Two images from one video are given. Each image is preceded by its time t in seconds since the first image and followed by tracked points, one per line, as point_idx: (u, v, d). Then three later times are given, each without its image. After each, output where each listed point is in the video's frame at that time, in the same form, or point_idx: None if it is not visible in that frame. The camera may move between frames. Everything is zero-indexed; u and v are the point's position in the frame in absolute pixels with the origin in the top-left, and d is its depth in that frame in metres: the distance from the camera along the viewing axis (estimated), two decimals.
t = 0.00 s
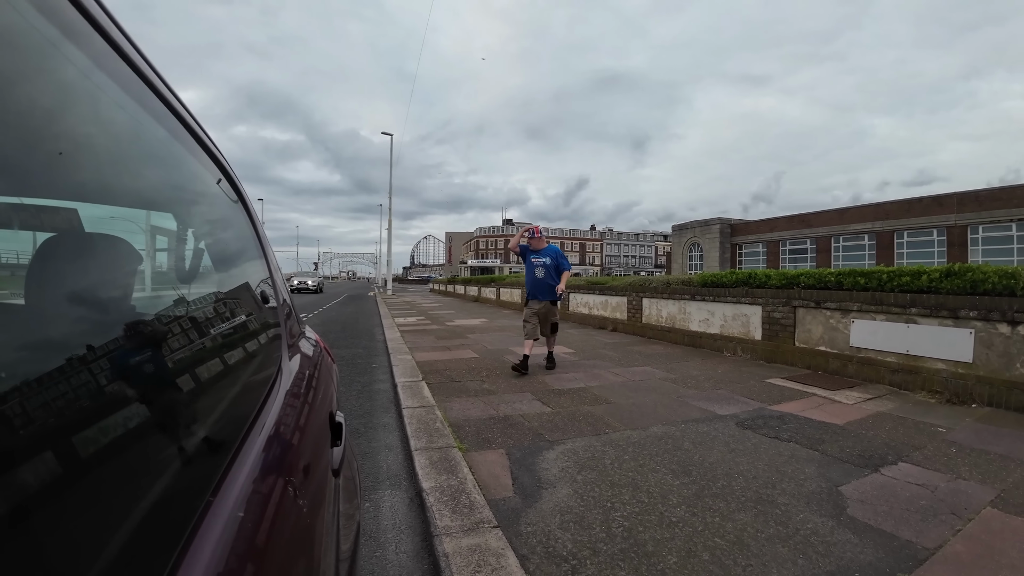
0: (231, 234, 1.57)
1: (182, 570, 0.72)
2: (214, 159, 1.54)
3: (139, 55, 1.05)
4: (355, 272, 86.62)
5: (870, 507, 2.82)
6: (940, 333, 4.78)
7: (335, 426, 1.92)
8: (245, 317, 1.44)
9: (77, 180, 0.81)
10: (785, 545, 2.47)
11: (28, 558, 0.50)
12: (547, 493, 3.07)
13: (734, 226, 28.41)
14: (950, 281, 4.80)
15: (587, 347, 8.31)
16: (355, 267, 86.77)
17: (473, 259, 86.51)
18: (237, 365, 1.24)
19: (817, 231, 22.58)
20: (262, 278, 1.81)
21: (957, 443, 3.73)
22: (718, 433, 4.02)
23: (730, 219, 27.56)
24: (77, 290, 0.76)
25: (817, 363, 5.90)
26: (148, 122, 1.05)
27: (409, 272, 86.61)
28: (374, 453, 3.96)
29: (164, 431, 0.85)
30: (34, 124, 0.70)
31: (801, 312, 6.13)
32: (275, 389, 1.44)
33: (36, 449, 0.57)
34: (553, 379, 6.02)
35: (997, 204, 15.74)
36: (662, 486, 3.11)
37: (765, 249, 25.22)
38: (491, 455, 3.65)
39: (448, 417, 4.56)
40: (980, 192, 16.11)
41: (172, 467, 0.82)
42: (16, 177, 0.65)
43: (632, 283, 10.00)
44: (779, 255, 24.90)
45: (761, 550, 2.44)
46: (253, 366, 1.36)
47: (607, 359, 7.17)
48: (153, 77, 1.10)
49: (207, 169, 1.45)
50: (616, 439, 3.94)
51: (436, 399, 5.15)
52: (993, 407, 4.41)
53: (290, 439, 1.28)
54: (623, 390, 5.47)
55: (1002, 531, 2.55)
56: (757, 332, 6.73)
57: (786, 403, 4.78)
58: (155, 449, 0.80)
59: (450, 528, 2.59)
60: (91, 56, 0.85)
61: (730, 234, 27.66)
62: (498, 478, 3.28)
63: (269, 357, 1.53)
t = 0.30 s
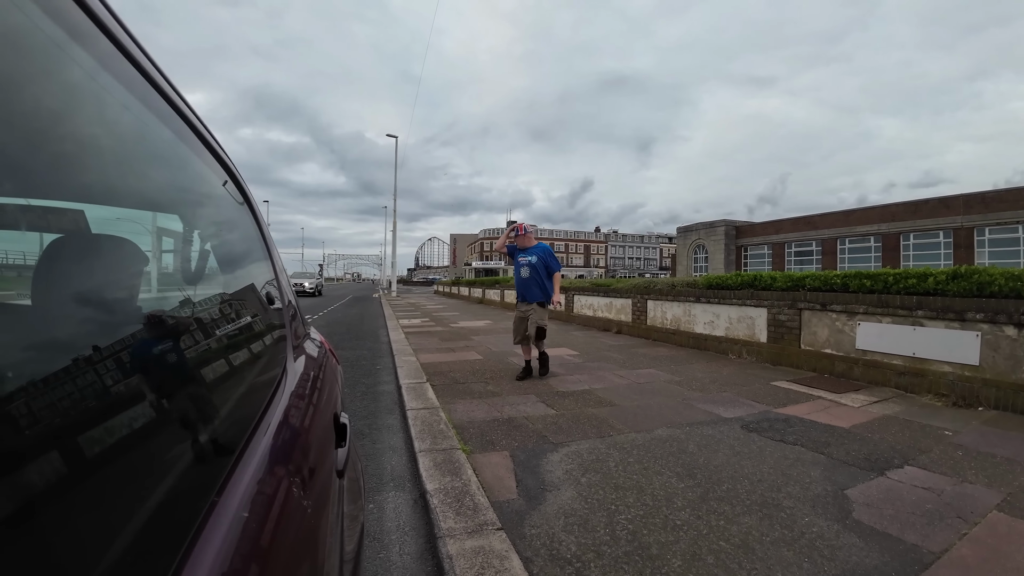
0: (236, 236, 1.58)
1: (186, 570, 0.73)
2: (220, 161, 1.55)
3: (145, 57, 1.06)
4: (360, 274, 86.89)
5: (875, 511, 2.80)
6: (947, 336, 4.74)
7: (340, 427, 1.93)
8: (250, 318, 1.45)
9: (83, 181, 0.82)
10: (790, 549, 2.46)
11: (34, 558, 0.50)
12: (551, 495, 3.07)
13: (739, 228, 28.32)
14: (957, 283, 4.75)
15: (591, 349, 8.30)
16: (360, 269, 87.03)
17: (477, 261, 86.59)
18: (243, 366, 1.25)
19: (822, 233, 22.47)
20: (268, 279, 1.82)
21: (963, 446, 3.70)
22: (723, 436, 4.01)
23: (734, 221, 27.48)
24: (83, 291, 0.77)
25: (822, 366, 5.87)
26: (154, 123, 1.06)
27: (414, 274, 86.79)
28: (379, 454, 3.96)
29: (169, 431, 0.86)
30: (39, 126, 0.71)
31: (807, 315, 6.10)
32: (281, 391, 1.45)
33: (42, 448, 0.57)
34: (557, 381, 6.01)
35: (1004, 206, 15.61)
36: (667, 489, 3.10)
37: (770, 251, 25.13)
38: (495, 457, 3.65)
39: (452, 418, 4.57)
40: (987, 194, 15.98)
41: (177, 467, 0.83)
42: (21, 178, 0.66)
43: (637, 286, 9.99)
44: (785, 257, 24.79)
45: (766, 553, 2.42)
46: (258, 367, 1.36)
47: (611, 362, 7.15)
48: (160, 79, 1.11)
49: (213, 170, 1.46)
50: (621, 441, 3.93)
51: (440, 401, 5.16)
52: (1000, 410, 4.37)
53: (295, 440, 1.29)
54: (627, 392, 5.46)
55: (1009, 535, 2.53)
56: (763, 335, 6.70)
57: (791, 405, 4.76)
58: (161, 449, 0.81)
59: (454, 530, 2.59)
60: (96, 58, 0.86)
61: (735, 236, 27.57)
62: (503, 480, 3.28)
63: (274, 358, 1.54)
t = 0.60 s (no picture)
0: (244, 237, 1.60)
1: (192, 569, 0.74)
2: (228, 163, 1.57)
3: (154, 59, 1.07)
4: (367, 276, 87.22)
5: (882, 516, 2.77)
6: (955, 340, 4.70)
7: (345, 428, 1.94)
8: (257, 319, 1.47)
9: (92, 183, 0.83)
10: (796, 553, 2.44)
11: (41, 555, 0.51)
12: (556, 498, 3.07)
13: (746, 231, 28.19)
14: (964, 287, 4.73)
15: (597, 352, 8.29)
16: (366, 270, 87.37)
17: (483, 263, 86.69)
18: (250, 366, 1.27)
19: (830, 236, 22.33)
20: (275, 280, 1.84)
21: (971, 451, 3.66)
22: (729, 439, 3.99)
23: (741, 224, 27.37)
24: (92, 291, 0.78)
25: (829, 369, 5.82)
26: (162, 125, 1.08)
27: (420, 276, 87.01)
28: (384, 455, 3.98)
29: (176, 431, 0.87)
30: (49, 128, 0.72)
31: (814, 318, 6.05)
32: (287, 391, 1.46)
33: (50, 447, 0.58)
34: (562, 384, 6.00)
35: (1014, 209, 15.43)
36: (672, 493, 3.09)
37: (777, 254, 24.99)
38: (500, 459, 3.65)
39: (457, 420, 4.58)
40: (996, 196, 15.82)
41: (184, 467, 0.84)
42: (30, 180, 0.67)
43: (643, 288, 9.97)
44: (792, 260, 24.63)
45: (772, 558, 2.41)
46: (265, 367, 1.38)
47: (617, 364, 7.14)
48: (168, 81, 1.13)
49: (221, 172, 1.48)
50: (626, 444, 3.92)
51: (445, 402, 5.17)
52: (1009, 415, 4.33)
53: (300, 440, 1.30)
54: (633, 395, 5.44)
55: (1016, 540, 2.50)
56: (769, 338, 6.66)
57: (798, 409, 4.73)
58: (168, 448, 0.82)
59: (459, 531, 2.59)
60: (106, 60, 0.87)
61: (741, 238, 27.45)
62: (507, 482, 3.28)
63: (281, 359, 1.56)
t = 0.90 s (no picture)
0: (254, 238, 1.62)
1: (201, 570, 0.75)
2: (239, 164, 1.59)
3: (164, 60, 1.09)
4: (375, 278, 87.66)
5: (892, 522, 2.74)
6: (966, 344, 4.65)
7: (354, 429, 1.95)
8: (267, 320, 1.48)
9: (103, 183, 0.84)
10: (804, 559, 2.42)
11: (49, 555, 0.52)
12: (563, 501, 3.06)
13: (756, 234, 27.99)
14: (975, 290, 4.66)
15: (605, 355, 8.27)
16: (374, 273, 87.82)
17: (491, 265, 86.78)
18: (260, 367, 1.28)
19: (840, 239, 22.12)
20: (285, 282, 1.87)
21: (981, 456, 3.61)
22: (738, 444, 3.96)
23: (750, 227, 27.18)
24: (101, 292, 0.79)
25: (840, 373, 5.76)
26: (172, 126, 1.09)
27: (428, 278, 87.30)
28: (391, 456, 4.00)
29: (186, 431, 0.88)
30: (60, 128, 0.74)
31: (824, 322, 5.99)
32: (297, 392, 1.48)
33: (60, 447, 0.59)
34: (570, 387, 5.99)
35: None
36: (680, 498, 3.07)
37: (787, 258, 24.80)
38: (507, 461, 3.65)
39: (465, 422, 4.58)
40: (1009, 198, 15.58)
41: (195, 467, 0.86)
42: (40, 181, 0.69)
43: (651, 291, 9.94)
44: (802, 263, 24.42)
45: (780, 564, 2.39)
46: (275, 368, 1.39)
47: (625, 368, 7.11)
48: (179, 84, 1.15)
49: (232, 174, 1.50)
50: (634, 448, 3.90)
51: (453, 405, 5.17)
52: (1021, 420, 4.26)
53: (310, 441, 1.31)
54: (640, 398, 5.42)
55: None
56: (779, 342, 6.60)
57: (808, 414, 4.68)
58: (178, 449, 0.83)
59: (465, 534, 2.60)
60: (115, 61, 0.89)
61: (751, 241, 27.27)
62: (515, 484, 3.28)
63: (291, 360, 1.57)
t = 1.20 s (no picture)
0: (266, 240, 1.64)
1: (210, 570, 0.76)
2: (252, 168, 1.62)
3: (176, 64, 1.11)
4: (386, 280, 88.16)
5: (904, 528, 2.70)
6: (980, 348, 4.57)
7: (364, 430, 1.97)
8: (278, 321, 1.51)
9: (117, 185, 0.86)
10: (814, 566, 2.39)
11: (60, 553, 0.53)
12: (572, 504, 3.06)
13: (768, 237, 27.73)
14: (989, 294, 4.59)
15: (614, 358, 8.24)
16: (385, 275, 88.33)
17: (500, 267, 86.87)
18: (271, 368, 1.30)
19: (854, 242, 21.82)
20: (297, 283, 1.89)
21: (995, 462, 3.55)
22: (749, 448, 3.92)
23: (762, 229, 26.93)
24: (114, 293, 0.81)
25: (853, 378, 5.69)
26: (185, 129, 1.12)
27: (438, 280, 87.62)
28: (401, 458, 4.02)
29: (196, 431, 0.90)
30: (74, 131, 0.76)
31: (837, 325, 5.92)
32: (307, 392, 1.50)
33: (73, 445, 0.61)
34: (579, 390, 5.98)
35: None
36: (690, 502, 3.05)
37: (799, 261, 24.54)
38: (516, 464, 3.65)
39: (474, 424, 4.60)
40: None
41: (205, 467, 0.87)
42: (56, 184, 0.70)
43: (662, 294, 9.90)
44: (815, 266, 24.14)
45: (791, 569, 2.36)
46: (286, 369, 1.41)
47: (635, 371, 7.08)
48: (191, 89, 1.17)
49: (245, 177, 1.53)
50: (644, 452, 3.88)
51: (462, 407, 5.19)
52: None
53: (319, 442, 1.33)
54: (650, 402, 5.40)
55: None
56: (792, 346, 6.53)
57: (820, 419, 4.63)
58: (188, 449, 0.85)
59: (474, 536, 2.61)
60: (128, 65, 0.91)
61: (762, 244, 27.03)
62: (523, 487, 3.28)
63: (302, 361, 1.59)
